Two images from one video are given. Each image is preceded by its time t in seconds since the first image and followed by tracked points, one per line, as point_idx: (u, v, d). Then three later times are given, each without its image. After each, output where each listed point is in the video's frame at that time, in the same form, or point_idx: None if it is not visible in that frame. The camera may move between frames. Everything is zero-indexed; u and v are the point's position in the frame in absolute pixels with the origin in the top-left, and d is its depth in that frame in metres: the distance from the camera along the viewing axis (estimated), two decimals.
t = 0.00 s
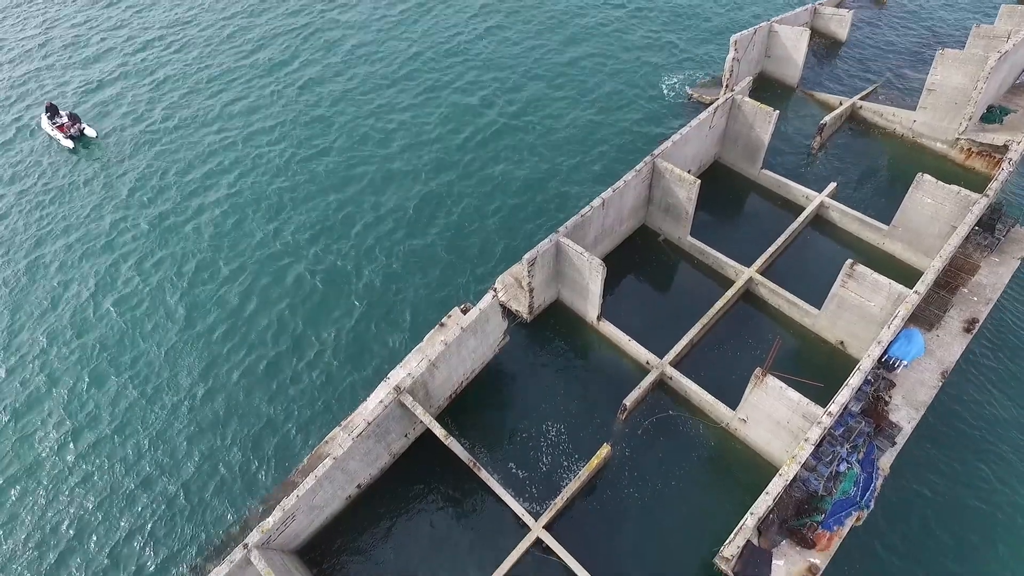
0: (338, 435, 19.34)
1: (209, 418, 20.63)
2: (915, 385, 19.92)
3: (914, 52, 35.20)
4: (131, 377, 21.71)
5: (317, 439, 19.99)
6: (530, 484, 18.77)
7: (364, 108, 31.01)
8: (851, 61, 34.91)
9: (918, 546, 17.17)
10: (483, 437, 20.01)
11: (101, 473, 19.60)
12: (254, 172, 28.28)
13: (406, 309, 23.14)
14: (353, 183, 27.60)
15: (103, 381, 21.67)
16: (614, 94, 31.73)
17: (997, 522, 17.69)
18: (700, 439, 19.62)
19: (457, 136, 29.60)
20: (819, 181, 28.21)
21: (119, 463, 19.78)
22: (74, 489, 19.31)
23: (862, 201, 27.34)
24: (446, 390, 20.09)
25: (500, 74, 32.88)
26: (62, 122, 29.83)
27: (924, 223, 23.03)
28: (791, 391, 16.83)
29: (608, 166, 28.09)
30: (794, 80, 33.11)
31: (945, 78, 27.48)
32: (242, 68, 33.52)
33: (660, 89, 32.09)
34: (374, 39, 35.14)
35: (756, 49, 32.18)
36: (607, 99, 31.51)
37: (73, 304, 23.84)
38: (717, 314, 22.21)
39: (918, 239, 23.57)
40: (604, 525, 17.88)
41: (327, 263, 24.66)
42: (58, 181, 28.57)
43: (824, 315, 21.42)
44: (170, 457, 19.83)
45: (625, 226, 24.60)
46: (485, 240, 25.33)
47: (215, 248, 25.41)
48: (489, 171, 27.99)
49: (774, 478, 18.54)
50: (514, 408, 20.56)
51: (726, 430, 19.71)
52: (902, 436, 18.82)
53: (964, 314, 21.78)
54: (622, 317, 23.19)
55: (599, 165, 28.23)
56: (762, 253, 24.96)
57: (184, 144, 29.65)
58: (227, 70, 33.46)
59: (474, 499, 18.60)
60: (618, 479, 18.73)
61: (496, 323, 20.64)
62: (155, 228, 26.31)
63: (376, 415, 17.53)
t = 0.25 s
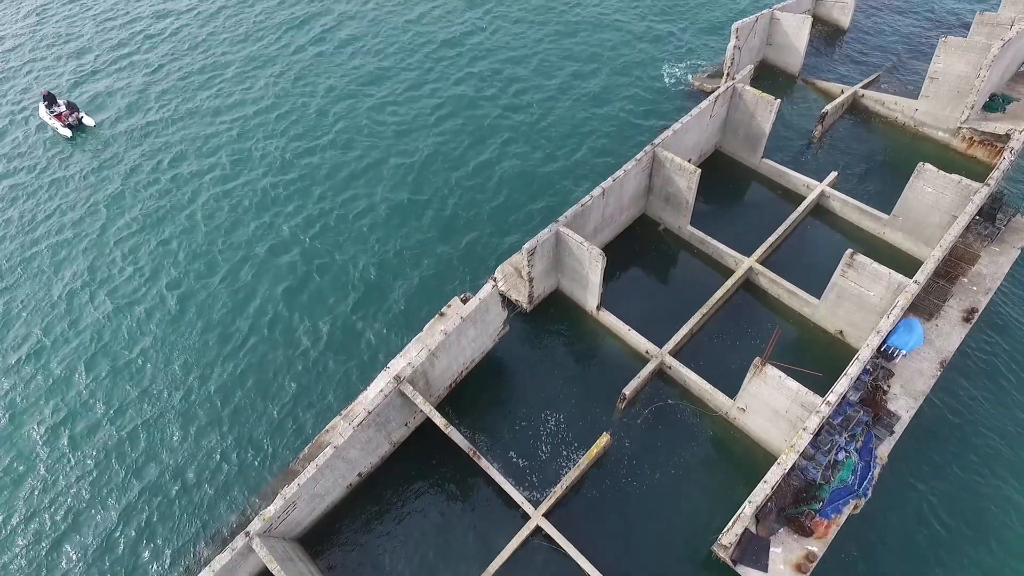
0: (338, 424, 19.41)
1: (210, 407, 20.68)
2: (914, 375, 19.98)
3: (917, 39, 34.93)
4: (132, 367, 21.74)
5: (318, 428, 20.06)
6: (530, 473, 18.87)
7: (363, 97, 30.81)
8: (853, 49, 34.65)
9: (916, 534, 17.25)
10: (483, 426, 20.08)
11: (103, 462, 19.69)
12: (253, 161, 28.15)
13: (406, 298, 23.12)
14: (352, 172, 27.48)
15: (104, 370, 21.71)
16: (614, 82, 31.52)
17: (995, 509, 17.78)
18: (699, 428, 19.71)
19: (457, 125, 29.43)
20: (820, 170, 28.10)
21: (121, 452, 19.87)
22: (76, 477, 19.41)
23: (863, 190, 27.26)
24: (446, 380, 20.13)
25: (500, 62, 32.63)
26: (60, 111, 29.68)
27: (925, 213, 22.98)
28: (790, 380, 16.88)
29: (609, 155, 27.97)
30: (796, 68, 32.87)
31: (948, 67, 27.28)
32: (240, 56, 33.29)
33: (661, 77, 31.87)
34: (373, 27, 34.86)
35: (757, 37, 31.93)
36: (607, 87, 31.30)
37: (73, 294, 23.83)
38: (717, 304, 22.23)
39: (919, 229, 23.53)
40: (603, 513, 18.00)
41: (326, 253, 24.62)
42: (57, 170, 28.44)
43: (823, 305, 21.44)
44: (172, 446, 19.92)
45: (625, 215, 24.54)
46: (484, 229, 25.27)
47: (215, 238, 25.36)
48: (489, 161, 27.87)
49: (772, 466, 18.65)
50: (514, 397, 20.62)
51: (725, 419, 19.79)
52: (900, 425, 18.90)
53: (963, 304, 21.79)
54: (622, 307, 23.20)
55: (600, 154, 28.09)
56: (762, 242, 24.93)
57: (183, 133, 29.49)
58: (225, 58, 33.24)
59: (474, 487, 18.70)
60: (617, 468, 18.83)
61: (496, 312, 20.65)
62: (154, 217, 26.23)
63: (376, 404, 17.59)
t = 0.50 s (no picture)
0: (338, 414, 19.44)
1: (210, 397, 20.72)
2: (913, 364, 20.02)
3: (919, 27, 34.64)
4: (133, 357, 21.75)
5: (319, 418, 20.12)
6: (530, 463, 18.96)
7: (361, 85, 30.60)
8: (855, 37, 34.38)
9: (914, 522, 17.34)
10: (483, 416, 20.14)
11: (105, 451, 19.76)
12: (252, 150, 27.99)
13: (405, 288, 23.10)
14: (351, 161, 27.36)
15: (104, 360, 21.72)
16: (615, 71, 31.31)
17: (993, 498, 17.86)
18: (698, 417, 19.78)
19: (457, 113, 29.26)
20: (821, 160, 27.99)
21: (122, 442, 19.93)
22: (79, 467, 19.49)
23: (865, 180, 27.17)
24: (446, 369, 20.16)
25: (499, 49, 32.38)
26: (57, 100, 29.48)
27: (926, 202, 22.92)
28: (789, 370, 16.91)
29: (609, 144, 27.83)
30: (798, 56, 32.60)
31: (950, 55, 27.04)
32: (237, 45, 33.03)
33: (662, 65, 31.64)
34: (372, 14, 34.56)
35: (759, 25, 31.63)
36: (608, 76, 31.07)
37: (73, 283, 23.79)
38: (717, 294, 22.23)
39: (919, 218, 23.48)
40: (603, 502, 18.11)
41: (326, 242, 24.55)
42: (55, 159, 28.29)
43: (823, 294, 21.43)
44: (174, 436, 20.00)
45: (625, 205, 24.46)
46: (485, 219, 25.17)
47: (214, 227, 25.28)
48: (488, 149, 27.72)
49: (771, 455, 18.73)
50: (513, 387, 20.66)
51: (723, 409, 19.86)
52: (898, 414, 18.97)
53: (963, 294, 21.79)
54: (622, 297, 23.20)
55: (600, 143, 27.95)
56: (762, 232, 24.89)
57: (181, 121, 29.30)
58: (223, 46, 32.98)
59: (475, 476, 18.80)
60: (616, 457, 18.92)
61: (495, 302, 20.64)
62: (153, 207, 26.12)
63: (376, 393, 17.60)
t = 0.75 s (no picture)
0: (339, 404, 19.48)
1: (211, 387, 20.74)
2: (912, 354, 20.07)
3: (922, 15, 34.34)
4: (134, 347, 21.74)
5: (320, 407, 20.17)
6: (530, 452, 19.03)
7: (361, 74, 30.38)
8: (857, 25, 34.11)
9: (911, 510, 17.48)
10: (483, 405, 20.19)
11: (106, 441, 19.80)
12: (251, 139, 27.82)
13: (405, 278, 23.06)
14: (350, 150, 27.21)
15: (104, 351, 21.71)
16: (616, 59, 31.09)
17: (989, 487, 17.98)
18: (697, 407, 19.84)
19: (457, 102, 29.09)
20: (823, 149, 27.87)
21: (123, 432, 19.98)
22: (81, 457, 19.54)
23: (866, 170, 27.08)
24: (446, 359, 20.17)
25: (499, 38, 32.15)
26: (54, 89, 29.25)
27: (927, 192, 22.86)
28: (789, 360, 16.93)
29: (609, 134, 27.68)
30: (799, 45, 32.35)
31: (953, 44, 26.81)
32: (235, 33, 32.76)
33: (662, 53, 31.42)
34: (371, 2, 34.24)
35: (761, 13, 31.35)
36: (609, 64, 30.86)
37: (72, 273, 23.72)
38: (717, 284, 22.22)
39: (920, 208, 23.43)
40: (602, 491, 18.22)
41: (325, 232, 24.46)
42: (53, 149, 28.12)
43: (823, 285, 21.42)
44: (176, 426, 20.03)
45: (625, 195, 24.38)
46: (485, 210, 25.06)
47: (213, 217, 25.18)
48: (488, 139, 27.57)
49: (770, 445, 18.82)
50: (513, 377, 20.70)
51: (723, 399, 19.92)
52: (897, 404, 19.03)
53: (963, 284, 21.80)
54: (621, 287, 23.19)
55: (600, 133, 27.80)
56: (762, 222, 24.84)
57: (179, 111, 29.10)
58: (221, 34, 32.72)
59: (475, 466, 18.89)
60: (616, 447, 18.99)
61: (495, 293, 20.62)
62: (152, 197, 25.99)
63: (376, 384, 17.63)
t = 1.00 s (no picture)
0: (340, 398, 19.52)
1: (211, 382, 20.75)
2: (911, 349, 20.10)
3: (924, 7, 34.17)
4: (135, 342, 21.75)
5: (320, 402, 20.21)
6: (531, 446, 19.10)
7: (360, 67, 30.26)
8: (859, 17, 33.96)
9: (910, 504, 17.60)
10: (484, 400, 20.24)
11: (107, 435, 19.85)
12: (250, 133, 27.73)
13: (405, 273, 23.04)
14: (350, 144, 27.12)
15: (104, 346, 21.70)
16: (617, 52, 30.97)
17: (987, 480, 18.10)
18: (697, 401, 19.89)
19: (457, 95, 28.98)
20: (823, 143, 27.80)
21: (125, 426, 20.02)
22: (83, 451, 19.59)
23: (867, 164, 27.03)
24: (446, 354, 20.20)
25: (500, 31, 32.00)
26: (54, 82, 29.13)
27: (927, 186, 22.82)
28: (788, 354, 16.97)
29: (610, 127, 27.61)
30: (800, 38, 32.22)
31: (955, 37, 26.60)
32: (234, 26, 32.62)
33: (663, 46, 31.30)
34: None
35: (762, 6, 31.21)
36: (609, 57, 30.74)
37: (73, 268, 23.70)
38: (717, 278, 22.23)
39: (920, 202, 23.41)
40: (602, 485, 18.30)
41: (325, 226, 24.41)
42: (52, 143, 28.02)
43: (823, 279, 21.43)
44: (177, 420, 20.07)
45: (625, 188, 24.32)
46: (485, 204, 24.98)
47: (212, 211, 25.13)
48: (489, 133, 27.49)
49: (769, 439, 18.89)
50: (514, 372, 20.74)
51: (723, 393, 19.97)
52: (896, 399, 19.09)
53: (963, 278, 21.80)
54: (622, 281, 23.19)
55: (601, 126, 27.71)
56: (763, 216, 24.82)
57: (179, 104, 28.97)
58: (221, 27, 32.58)
59: (475, 460, 18.95)
60: (616, 441, 19.06)
61: (495, 287, 20.62)
62: (152, 191, 25.93)
63: (377, 378, 17.66)
